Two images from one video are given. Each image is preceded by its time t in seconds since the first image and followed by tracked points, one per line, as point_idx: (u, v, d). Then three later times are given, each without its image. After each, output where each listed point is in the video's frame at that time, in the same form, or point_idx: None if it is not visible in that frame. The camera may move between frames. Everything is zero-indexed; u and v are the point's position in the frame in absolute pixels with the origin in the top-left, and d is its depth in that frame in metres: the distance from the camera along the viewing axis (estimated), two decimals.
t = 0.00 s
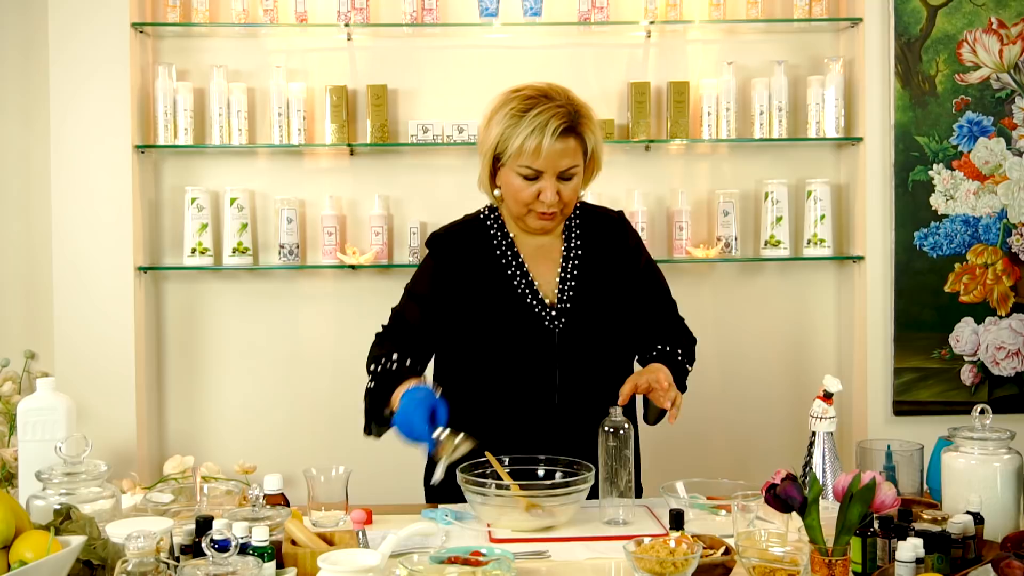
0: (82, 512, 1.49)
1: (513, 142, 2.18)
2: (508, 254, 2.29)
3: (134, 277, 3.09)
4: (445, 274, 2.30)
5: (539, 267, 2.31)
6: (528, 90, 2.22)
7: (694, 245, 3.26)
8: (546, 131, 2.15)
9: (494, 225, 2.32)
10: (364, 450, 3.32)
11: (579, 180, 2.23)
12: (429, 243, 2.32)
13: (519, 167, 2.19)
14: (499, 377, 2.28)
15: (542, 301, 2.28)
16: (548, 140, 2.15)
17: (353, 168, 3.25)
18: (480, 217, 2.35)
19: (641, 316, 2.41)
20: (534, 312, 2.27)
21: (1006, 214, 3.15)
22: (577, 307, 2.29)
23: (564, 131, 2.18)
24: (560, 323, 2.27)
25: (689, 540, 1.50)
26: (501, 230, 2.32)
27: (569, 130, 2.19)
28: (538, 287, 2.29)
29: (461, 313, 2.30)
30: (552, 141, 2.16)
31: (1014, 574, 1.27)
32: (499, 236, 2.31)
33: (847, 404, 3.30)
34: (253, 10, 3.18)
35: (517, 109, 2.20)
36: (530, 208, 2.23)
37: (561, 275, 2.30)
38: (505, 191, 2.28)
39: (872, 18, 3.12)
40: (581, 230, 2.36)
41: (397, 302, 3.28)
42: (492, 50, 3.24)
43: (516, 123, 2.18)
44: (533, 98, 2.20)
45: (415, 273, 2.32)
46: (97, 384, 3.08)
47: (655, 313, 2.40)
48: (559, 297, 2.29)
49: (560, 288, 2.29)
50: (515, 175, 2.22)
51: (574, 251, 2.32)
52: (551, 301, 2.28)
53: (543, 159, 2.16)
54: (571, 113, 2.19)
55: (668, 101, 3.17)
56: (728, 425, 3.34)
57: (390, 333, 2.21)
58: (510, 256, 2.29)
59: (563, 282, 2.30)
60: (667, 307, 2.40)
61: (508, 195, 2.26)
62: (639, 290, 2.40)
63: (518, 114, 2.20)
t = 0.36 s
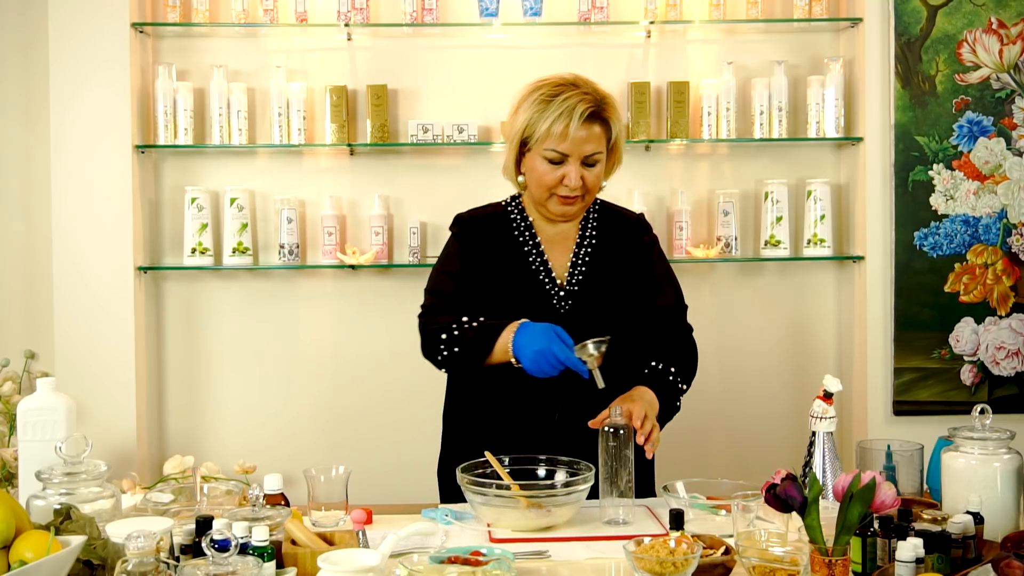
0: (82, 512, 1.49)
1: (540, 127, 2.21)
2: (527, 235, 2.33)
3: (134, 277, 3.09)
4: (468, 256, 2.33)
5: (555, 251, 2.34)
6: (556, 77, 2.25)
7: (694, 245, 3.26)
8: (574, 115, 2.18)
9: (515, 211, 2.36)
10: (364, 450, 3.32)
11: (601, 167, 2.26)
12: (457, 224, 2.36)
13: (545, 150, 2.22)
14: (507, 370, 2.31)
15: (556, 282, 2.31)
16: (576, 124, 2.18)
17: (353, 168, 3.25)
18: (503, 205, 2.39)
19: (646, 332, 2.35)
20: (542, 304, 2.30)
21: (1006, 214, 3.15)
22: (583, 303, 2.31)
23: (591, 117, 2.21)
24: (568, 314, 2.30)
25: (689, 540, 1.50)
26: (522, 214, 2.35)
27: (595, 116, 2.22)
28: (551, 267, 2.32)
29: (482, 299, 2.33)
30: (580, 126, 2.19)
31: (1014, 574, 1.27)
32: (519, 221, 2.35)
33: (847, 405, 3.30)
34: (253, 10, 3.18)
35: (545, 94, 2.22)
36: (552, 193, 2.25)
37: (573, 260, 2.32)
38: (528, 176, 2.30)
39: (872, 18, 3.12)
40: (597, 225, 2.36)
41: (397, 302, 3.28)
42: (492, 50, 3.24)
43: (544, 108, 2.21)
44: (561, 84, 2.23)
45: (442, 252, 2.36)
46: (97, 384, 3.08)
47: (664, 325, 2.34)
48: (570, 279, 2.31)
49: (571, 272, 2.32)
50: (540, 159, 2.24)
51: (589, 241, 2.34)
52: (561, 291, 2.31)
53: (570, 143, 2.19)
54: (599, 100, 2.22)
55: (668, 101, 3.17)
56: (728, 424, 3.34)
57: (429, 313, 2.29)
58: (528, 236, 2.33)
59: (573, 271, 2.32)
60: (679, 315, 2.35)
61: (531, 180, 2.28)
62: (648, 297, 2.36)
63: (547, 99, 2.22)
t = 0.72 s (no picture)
0: (82, 512, 1.49)
1: (563, 129, 2.21)
2: (544, 234, 2.33)
3: (134, 277, 3.09)
4: (484, 253, 2.32)
5: (570, 253, 2.34)
6: (583, 79, 2.24)
7: (694, 245, 3.26)
8: (598, 120, 2.18)
9: (532, 210, 2.36)
10: (364, 450, 3.32)
11: (621, 172, 2.26)
12: (473, 220, 2.36)
13: (566, 152, 2.22)
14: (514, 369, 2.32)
15: (570, 282, 2.32)
16: (600, 129, 2.18)
17: (353, 167, 3.25)
18: (519, 203, 2.38)
19: (654, 337, 2.35)
20: (552, 305, 2.31)
21: (1006, 214, 3.15)
22: (595, 306, 2.32)
23: (614, 122, 2.21)
24: (579, 316, 2.31)
25: (689, 540, 1.50)
26: (539, 214, 2.35)
27: (619, 122, 2.22)
28: (567, 267, 2.32)
29: (495, 296, 2.32)
30: (603, 131, 2.19)
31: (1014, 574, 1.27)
32: (537, 220, 2.35)
33: (847, 405, 3.30)
34: (254, 10, 3.18)
35: (571, 96, 2.22)
36: (571, 195, 2.25)
37: (588, 262, 2.33)
38: (548, 176, 2.30)
39: (872, 18, 3.12)
40: (613, 228, 2.37)
41: (397, 302, 3.28)
42: (492, 50, 3.24)
43: (569, 110, 2.21)
44: (587, 88, 2.23)
45: (459, 247, 2.35)
46: (97, 384, 3.08)
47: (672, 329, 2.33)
48: (584, 282, 2.32)
49: (585, 275, 2.33)
50: (561, 161, 2.24)
51: (604, 244, 2.35)
52: (573, 293, 2.31)
53: (592, 148, 2.19)
54: (624, 106, 2.22)
55: (668, 100, 3.17)
56: (728, 424, 3.34)
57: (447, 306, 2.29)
58: (545, 235, 2.33)
59: (586, 273, 2.33)
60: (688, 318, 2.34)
61: (550, 180, 2.28)
62: (657, 301, 2.36)
63: (571, 101, 2.22)
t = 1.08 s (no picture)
0: (82, 512, 1.49)
1: (563, 128, 2.21)
2: (540, 233, 2.34)
3: (134, 277, 3.09)
4: (480, 251, 2.35)
5: (569, 252, 2.34)
6: (584, 78, 2.24)
7: (694, 245, 3.26)
8: (597, 120, 2.18)
9: (530, 209, 2.37)
10: (364, 450, 3.32)
11: (620, 172, 2.27)
12: (472, 218, 2.38)
13: (565, 151, 2.22)
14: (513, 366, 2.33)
15: (567, 280, 2.32)
16: (599, 128, 2.19)
17: (353, 167, 3.25)
18: (518, 202, 2.39)
19: (654, 335, 2.36)
20: (549, 303, 2.32)
21: (1006, 214, 3.15)
22: (593, 304, 2.32)
23: (614, 122, 2.21)
24: (577, 314, 2.32)
25: (689, 540, 1.50)
26: (537, 212, 2.36)
27: (619, 122, 2.22)
28: (564, 266, 2.33)
29: (493, 296, 2.34)
30: (602, 131, 2.20)
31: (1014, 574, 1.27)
32: (534, 219, 2.35)
33: (847, 405, 3.30)
34: (254, 10, 3.19)
35: (571, 95, 2.22)
36: (569, 193, 2.26)
37: (587, 261, 2.33)
38: (547, 174, 2.30)
39: (872, 18, 3.12)
40: (613, 228, 2.37)
41: (397, 302, 3.28)
42: (492, 50, 3.24)
43: (568, 109, 2.21)
44: (588, 87, 2.23)
45: (454, 246, 2.38)
46: (97, 384, 3.08)
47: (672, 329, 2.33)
48: (582, 280, 2.33)
49: (583, 273, 2.33)
50: (559, 159, 2.24)
51: (603, 243, 2.35)
52: (571, 291, 2.32)
53: (590, 147, 2.20)
54: (624, 106, 2.22)
55: (668, 100, 3.17)
56: (728, 423, 3.34)
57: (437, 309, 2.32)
58: (541, 234, 2.34)
59: (585, 272, 2.33)
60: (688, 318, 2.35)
61: (550, 179, 2.28)
62: (657, 299, 2.36)
63: (572, 101, 2.22)
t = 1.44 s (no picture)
0: (82, 512, 1.49)
1: (537, 126, 2.22)
2: (524, 234, 2.32)
3: (134, 277, 3.09)
4: (464, 254, 2.33)
5: (553, 250, 2.34)
6: (559, 77, 2.25)
7: (694, 245, 3.26)
8: (570, 117, 2.19)
9: (512, 211, 2.35)
10: (364, 450, 3.32)
11: (596, 170, 2.27)
12: (454, 222, 2.37)
13: (540, 149, 2.23)
14: (504, 367, 2.33)
15: (553, 278, 2.31)
16: (572, 125, 2.19)
17: (353, 167, 3.25)
18: (500, 205, 2.38)
19: (643, 332, 2.35)
20: (535, 303, 2.31)
21: (1006, 214, 3.15)
22: (580, 302, 2.32)
23: (587, 120, 2.22)
24: (563, 313, 2.31)
25: (689, 540, 1.50)
26: (519, 213, 2.35)
27: (593, 119, 2.23)
28: (549, 264, 2.32)
29: (479, 300, 2.32)
30: (576, 128, 2.20)
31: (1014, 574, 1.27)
32: (517, 220, 2.34)
33: (847, 404, 3.30)
34: (254, 10, 3.18)
35: (545, 94, 2.22)
36: (545, 192, 2.26)
37: (572, 258, 2.33)
38: (524, 174, 2.30)
39: (873, 18, 3.12)
40: (596, 224, 2.37)
41: (397, 302, 3.28)
42: (492, 50, 3.24)
43: (543, 107, 2.21)
44: (562, 86, 2.24)
45: (438, 252, 2.37)
46: (97, 384, 3.08)
47: (660, 326, 2.33)
48: (568, 277, 2.32)
49: (568, 270, 2.32)
50: (535, 158, 2.25)
51: (587, 239, 2.34)
52: (557, 288, 2.31)
53: (564, 144, 2.20)
54: (597, 103, 2.23)
55: (667, 100, 3.17)
56: (728, 422, 3.34)
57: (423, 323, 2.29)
58: (525, 235, 2.32)
59: (570, 270, 2.32)
60: (674, 316, 2.35)
61: (526, 178, 2.29)
62: (645, 295, 2.36)
63: (546, 99, 2.22)
